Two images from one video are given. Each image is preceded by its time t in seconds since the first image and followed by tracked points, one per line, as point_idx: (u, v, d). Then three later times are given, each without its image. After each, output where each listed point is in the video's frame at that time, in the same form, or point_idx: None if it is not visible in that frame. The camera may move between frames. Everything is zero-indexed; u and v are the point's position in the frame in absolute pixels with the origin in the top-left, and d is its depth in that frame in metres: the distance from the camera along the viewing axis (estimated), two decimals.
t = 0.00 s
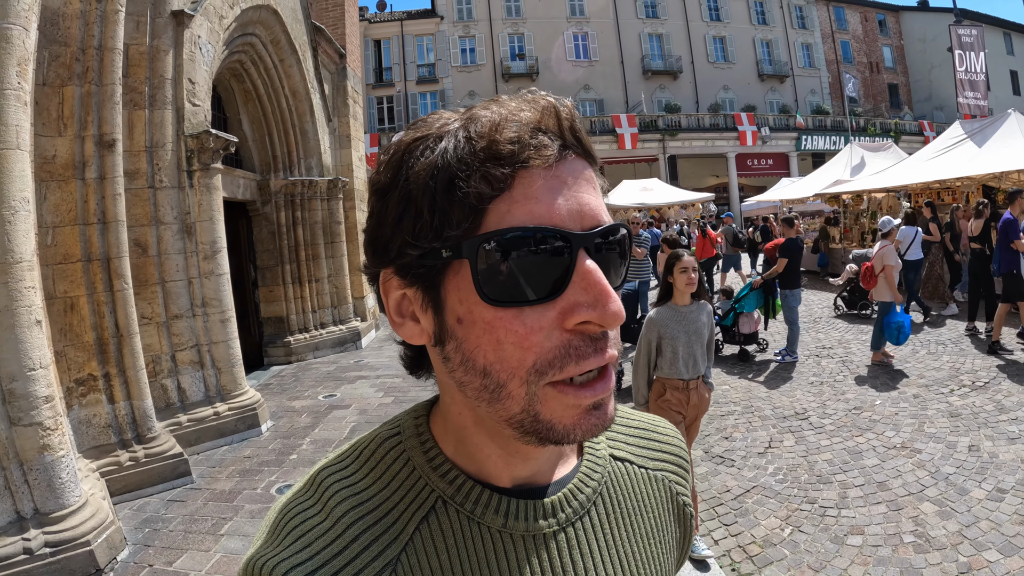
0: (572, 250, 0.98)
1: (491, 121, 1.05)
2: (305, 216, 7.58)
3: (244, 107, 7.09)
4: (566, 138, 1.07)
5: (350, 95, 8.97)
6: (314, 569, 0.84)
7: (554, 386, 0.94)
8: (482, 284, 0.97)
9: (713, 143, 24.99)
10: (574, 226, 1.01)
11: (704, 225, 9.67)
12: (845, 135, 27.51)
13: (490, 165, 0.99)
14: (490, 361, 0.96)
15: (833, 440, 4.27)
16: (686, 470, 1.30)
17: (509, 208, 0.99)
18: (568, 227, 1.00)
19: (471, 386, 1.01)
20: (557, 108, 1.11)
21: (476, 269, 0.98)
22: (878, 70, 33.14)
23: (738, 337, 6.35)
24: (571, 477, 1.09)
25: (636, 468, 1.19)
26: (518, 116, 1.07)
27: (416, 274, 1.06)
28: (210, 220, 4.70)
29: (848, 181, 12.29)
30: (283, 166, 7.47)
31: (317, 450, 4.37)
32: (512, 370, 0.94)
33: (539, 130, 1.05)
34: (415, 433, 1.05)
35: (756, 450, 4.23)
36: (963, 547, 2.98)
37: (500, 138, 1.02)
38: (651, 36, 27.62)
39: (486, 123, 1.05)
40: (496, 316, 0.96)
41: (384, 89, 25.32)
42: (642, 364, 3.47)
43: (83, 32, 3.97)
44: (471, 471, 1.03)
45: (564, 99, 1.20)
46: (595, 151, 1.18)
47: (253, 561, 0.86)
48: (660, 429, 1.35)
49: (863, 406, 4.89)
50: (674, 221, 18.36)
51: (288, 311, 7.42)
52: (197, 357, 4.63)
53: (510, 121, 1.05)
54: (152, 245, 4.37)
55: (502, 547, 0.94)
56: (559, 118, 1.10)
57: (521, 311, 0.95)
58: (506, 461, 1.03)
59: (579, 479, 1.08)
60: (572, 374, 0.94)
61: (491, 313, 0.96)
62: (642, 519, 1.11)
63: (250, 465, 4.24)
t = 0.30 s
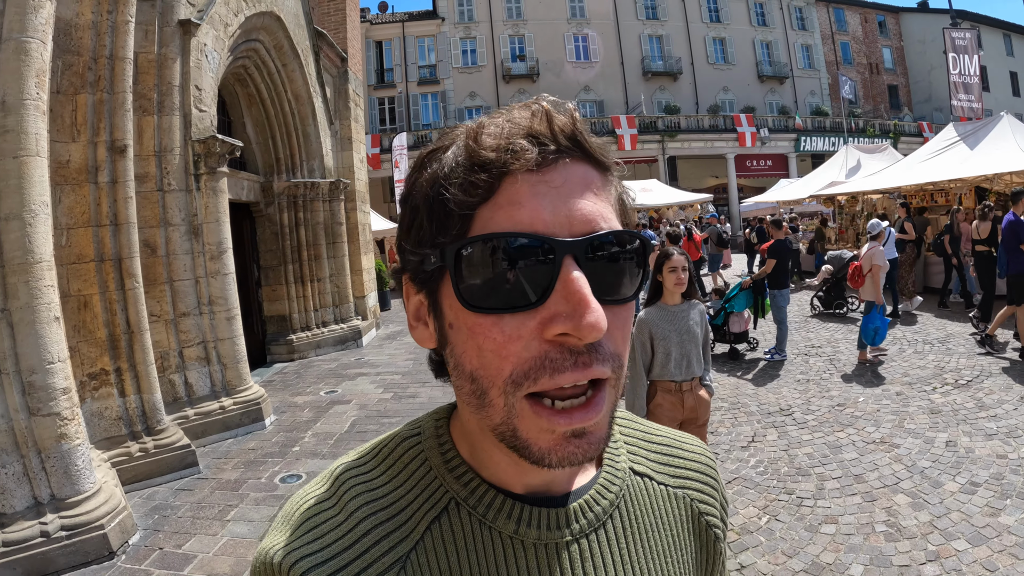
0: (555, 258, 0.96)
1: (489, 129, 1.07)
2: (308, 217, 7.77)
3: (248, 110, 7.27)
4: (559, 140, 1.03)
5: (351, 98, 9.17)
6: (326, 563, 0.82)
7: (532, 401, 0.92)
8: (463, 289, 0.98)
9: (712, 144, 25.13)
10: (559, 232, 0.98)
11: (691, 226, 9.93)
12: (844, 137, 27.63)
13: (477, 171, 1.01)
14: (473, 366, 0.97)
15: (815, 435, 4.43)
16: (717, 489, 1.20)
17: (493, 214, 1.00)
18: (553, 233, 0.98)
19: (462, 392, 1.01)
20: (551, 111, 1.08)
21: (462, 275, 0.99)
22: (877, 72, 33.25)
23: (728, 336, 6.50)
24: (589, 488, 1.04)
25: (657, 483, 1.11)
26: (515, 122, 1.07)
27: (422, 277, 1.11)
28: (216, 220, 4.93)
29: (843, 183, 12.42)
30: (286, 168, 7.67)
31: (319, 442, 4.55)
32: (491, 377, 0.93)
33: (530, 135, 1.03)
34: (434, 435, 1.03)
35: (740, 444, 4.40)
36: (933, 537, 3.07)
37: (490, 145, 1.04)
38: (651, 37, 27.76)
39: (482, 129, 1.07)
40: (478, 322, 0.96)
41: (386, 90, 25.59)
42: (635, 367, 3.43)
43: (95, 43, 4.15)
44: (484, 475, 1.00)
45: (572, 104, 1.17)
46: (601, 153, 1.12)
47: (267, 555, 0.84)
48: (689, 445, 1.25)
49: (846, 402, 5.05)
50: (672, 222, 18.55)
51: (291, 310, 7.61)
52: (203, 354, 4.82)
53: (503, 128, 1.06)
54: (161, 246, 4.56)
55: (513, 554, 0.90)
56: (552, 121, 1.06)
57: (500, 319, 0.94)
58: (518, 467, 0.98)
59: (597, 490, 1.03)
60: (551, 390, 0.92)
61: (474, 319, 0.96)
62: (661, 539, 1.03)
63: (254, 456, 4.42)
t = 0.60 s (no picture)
0: (528, 253, 1.00)
1: (469, 135, 1.14)
2: (316, 216, 7.96)
3: (258, 112, 7.46)
4: (533, 140, 1.07)
5: (358, 100, 9.36)
6: (347, 563, 0.82)
7: (508, 390, 0.96)
8: (445, 285, 1.03)
9: (716, 144, 25.19)
10: (532, 228, 1.02)
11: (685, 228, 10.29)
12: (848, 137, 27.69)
13: (454, 177, 1.09)
14: (458, 358, 1.02)
15: (806, 427, 4.57)
16: (722, 476, 1.21)
17: (472, 214, 1.06)
18: (526, 229, 1.02)
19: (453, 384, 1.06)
20: (522, 112, 1.13)
21: (445, 273, 1.05)
22: (881, 72, 33.23)
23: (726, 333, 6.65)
24: (596, 480, 1.06)
25: (662, 472, 1.13)
26: (492, 126, 1.13)
27: (420, 278, 1.18)
28: (231, 219, 5.13)
29: (843, 184, 12.52)
30: (295, 168, 7.87)
31: (329, 432, 4.75)
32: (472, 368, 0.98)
33: (502, 137, 1.09)
34: (445, 432, 1.04)
35: (734, 435, 4.56)
36: (915, 522, 3.23)
37: (464, 151, 1.11)
38: (655, 38, 27.84)
39: (460, 137, 1.15)
40: (460, 316, 1.01)
41: (391, 90, 25.81)
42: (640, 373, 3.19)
43: (116, 48, 4.33)
44: (490, 469, 1.01)
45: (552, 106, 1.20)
46: (583, 152, 1.15)
47: (286, 556, 0.83)
48: (691, 434, 1.27)
49: (839, 397, 5.18)
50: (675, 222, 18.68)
51: (300, 307, 7.80)
52: (218, 347, 5.03)
53: (479, 133, 1.13)
54: (178, 244, 4.76)
55: (527, 548, 0.92)
56: (525, 123, 1.11)
57: (478, 312, 0.99)
58: (522, 462, 1.00)
59: (604, 482, 1.04)
60: (528, 380, 0.95)
61: (458, 313, 1.02)
62: (669, 529, 1.05)
63: (268, 445, 4.61)
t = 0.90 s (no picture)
0: (493, 260, 1.02)
1: (429, 140, 1.15)
2: (325, 216, 8.17)
3: (268, 114, 7.65)
4: (494, 142, 1.08)
5: (365, 102, 9.58)
6: None
7: (477, 398, 0.97)
8: (412, 296, 1.05)
9: (717, 145, 25.33)
10: (497, 234, 1.03)
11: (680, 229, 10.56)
12: (849, 137, 27.83)
13: (415, 185, 1.11)
14: (427, 367, 1.04)
15: (798, 419, 4.74)
16: (702, 472, 1.28)
17: (435, 221, 1.08)
18: (491, 235, 1.03)
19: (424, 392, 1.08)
20: (483, 113, 1.14)
21: (411, 283, 1.06)
22: (882, 73, 33.35)
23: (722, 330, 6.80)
24: (579, 482, 1.09)
25: (646, 471, 1.18)
26: (451, 130, 1.14)
27: (386, 287, 1.20)
28: (246, 220, 5.36)
29: (840, 184, 12.66)
30: (304, 170, 8.08)
31: (340, 424, 4.95)
32: (441, 378, 1.00)
33: (462, 141, 1.10)
34: (421, 440, 1.05)
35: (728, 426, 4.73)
36: (897, 506, 3.42)
37: (424, 157, 1.12)
38: (657, 39, 27.98)
39: (419, 143, 1.16)
40: (428, 326, 1.03)
41: (395, 91, 26.04)
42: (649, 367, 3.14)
43: (135, 55, 4.50)
44: (469, 476, 1.02)
45: (516, 101, 1.20)
46: (549, 148, 1.15)
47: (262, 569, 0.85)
48: (672, 432, 1.32)
49: (830, 391, 5.35)
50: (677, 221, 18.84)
51: (308, 305, 8.00)
52: (232, 343, 5.23)
53: (438, 137, 1.14)
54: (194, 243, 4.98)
55: (510, 554, 0.94)
56: (485, 123, 1.12)
57: (446, 322, 1.00)
58: (500, 467, 1.02)
59: (588, 484, 1.08)
60: (497, 387, 0.96)
61: (426, 323, 1.03)
62: (654, 525, 1.10)
63: (281, 437, 4.82)
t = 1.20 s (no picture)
0: (483, 250, 1.06)
1: (428, 131, 1.20)
2: (330, 217, 8.37)
3: (274, 118, 7.84)
4: (492, 137, 1.13)
5: (368, 105, 9.78)
6: (305, 567, 0.85)
7: (462, 384, 1.01)
8: (402, 283, 1.08)
9: (718, 146, 25.45)
10: (489, 225, 1.08)
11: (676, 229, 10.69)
12: (849, 137, 27.96)
13: (413, 173, 1.14)
14: (414, 353, 1.07)
15: (787, 412, 4.91)
16: (669, 461, 1.35)
17: (429, 210, 1.12)
18: (482, 226, 1.08)
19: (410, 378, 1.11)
20: (483, 110, 1.19)
21: (402, 269, 1.10)
22: (883, 73, 33.41)
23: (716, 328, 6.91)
24: (554, 472, 1.14)
25: (619, 460, 1.24)
26: (451, 123, 1.18)
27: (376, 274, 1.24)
28: (255, 221, 5.56)
29: (838, 184, 12.80)
30: (310, 171, 8.28)
31: (346, 418, 5.14)
32: (427, 362, 1.04)
33: (462, 134, 1.14)
34: (400, 431, 1.09)
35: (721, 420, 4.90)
36: (879, 493, 3.59)
37: (423, 146, 1.16)
38: (658, 40, 28.11)
39: (418, 132, 1.20)
40: (416, 312, 1.06)
41: (398, 92, 26.24)
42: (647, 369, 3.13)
43: (149, 63, 4.69)
44: (446, 465, 1.07)
45: (514, 102, 1.27)
46: (543, 149, 1.22)
47: (241, 562, 0.86)
48: (641, 424, 1.40)
49: (820, 386, 5.52)
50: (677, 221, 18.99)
51: (314, 304, 8.20)
52: (242, 340, 5.43)
53: (438, 129, 1.18)
54: (206, 243, 5.19)
55: (487, 542, 0.98)
56: (484, 120, 1.17)
57: (434, 308, 1.04)
58: (479, 457, 1.06)
59: (562, 473, 1.13)
60: (483, 374, 1.00)
61: (414, 309, 1.07)
62: (625, 513, 1.16)
63: (290, 430, 5.02)
